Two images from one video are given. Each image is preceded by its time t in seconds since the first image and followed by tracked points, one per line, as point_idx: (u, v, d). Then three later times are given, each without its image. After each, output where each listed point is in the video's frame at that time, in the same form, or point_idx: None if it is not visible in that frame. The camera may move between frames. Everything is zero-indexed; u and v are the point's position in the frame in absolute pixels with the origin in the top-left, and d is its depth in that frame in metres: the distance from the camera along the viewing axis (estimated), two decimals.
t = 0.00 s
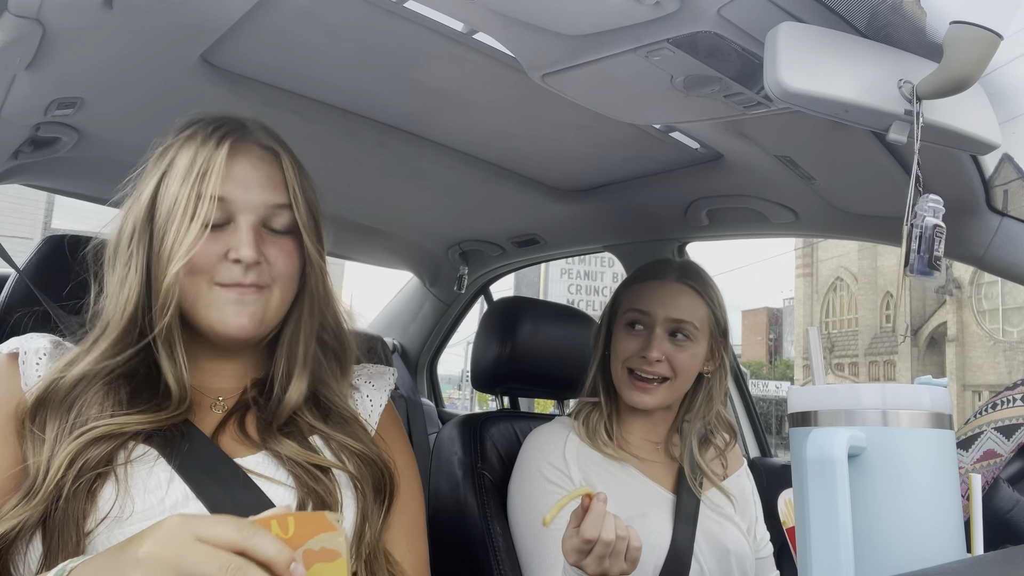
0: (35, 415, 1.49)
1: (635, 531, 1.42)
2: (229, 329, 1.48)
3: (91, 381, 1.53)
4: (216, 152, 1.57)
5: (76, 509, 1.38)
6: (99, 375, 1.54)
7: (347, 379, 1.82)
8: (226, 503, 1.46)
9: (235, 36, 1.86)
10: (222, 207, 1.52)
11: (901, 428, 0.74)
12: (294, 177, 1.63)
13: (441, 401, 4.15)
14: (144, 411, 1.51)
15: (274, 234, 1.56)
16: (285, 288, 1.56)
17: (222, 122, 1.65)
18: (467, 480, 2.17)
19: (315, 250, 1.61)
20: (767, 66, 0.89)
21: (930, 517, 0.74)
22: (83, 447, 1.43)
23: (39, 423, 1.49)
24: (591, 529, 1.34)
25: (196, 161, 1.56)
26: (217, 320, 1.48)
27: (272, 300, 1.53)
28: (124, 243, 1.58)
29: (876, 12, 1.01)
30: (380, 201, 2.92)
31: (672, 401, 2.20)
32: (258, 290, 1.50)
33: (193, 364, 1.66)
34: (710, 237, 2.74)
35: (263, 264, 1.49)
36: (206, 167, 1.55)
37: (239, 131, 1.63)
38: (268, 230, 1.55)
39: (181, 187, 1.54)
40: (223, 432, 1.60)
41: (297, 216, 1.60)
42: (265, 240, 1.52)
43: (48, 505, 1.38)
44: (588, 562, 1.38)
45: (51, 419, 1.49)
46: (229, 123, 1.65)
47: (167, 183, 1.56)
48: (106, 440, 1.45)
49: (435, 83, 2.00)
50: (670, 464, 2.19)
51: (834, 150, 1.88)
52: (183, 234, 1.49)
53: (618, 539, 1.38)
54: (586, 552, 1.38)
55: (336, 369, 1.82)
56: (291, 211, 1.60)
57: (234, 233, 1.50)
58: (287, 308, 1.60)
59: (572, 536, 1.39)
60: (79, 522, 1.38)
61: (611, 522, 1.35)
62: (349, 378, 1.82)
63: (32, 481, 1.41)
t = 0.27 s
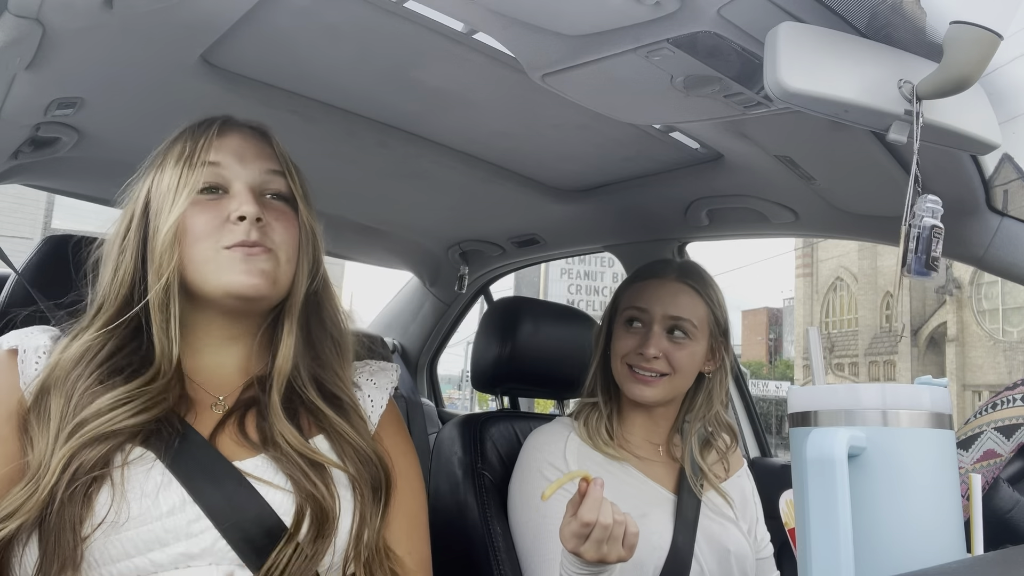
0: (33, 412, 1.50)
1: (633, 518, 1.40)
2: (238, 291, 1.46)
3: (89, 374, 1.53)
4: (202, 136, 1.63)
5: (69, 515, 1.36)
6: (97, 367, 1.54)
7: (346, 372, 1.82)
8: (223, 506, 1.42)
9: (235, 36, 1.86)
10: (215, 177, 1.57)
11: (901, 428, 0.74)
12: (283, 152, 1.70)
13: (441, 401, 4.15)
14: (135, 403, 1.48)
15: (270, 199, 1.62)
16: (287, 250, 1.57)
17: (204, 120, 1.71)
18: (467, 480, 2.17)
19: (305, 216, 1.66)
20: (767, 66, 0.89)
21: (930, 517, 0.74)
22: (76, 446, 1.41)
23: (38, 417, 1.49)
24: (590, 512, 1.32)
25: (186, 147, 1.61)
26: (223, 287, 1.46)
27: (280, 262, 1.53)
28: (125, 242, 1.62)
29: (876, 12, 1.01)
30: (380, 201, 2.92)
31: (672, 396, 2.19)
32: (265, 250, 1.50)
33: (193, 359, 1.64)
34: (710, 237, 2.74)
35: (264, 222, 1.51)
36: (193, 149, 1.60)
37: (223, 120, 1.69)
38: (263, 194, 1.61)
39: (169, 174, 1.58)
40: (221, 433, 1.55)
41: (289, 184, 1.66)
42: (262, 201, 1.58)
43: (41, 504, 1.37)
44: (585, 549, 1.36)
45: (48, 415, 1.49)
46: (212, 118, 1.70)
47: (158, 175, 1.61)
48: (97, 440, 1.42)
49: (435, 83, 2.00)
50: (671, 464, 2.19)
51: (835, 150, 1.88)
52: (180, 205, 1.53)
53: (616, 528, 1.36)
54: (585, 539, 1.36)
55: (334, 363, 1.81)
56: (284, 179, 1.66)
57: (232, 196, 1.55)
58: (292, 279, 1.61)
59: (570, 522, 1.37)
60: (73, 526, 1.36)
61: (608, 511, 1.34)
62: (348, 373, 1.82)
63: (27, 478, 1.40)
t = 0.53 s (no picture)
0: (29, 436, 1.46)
1: (630, 514, 1.40)
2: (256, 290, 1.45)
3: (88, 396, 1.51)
4: (205, 138, 1.62)
5: (71, 549, 1.33)
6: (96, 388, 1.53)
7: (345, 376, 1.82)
8: (221, 514, 1.41)
9: (235, 36, 1.86)
10: (223, 178, 1.57)
11: (901, 428, 0.74)
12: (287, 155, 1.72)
13: (441, 401, 4.15)
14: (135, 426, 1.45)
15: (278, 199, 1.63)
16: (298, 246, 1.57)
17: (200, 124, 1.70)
18: (467, 481, 2.17)
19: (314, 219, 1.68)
20: (767, 66, 0.89)
21: (930, 517, 0.74)
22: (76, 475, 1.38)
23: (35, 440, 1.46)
24: (588, 507, 1.33)
25: (187, 152, 1.60)
26: (236, 286, 1.45)
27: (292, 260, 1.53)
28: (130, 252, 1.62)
29: (876, 12, 1.01)
30: (380, 201, 2.92)
31: (671, 396, 2.19)
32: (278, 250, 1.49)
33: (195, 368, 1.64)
34: (710, 237, 2.74)
35: (276, 220, 1.52)
36: (195, 151, 1.59)
37: (224, 122, 1.69)
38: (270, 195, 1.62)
39: (167, 183, 1.57)
40: (220, 446, 1.53)
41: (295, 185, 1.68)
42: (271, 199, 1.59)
43: (40, 537, 1.33)
44: (583, 545, 1.37)
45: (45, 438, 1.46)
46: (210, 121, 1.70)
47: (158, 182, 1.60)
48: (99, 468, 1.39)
49: (435, 83, 2.00)
50: (672, 465, 2.19)
51: (835, 150, 1.88)
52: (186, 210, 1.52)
53: (614, 522, 1.37)
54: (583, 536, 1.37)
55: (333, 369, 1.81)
56: (290, 180, 1.68)
57: (242, 195, 1.55)
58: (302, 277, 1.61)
59: (567, 519, 1.37)
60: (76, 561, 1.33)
61: (605, 505, 1.34)
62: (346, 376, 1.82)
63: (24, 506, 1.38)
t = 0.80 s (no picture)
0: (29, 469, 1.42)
1: (629, 511, 1.40)
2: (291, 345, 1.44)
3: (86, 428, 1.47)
4: (244, 159, 1.53)
5: None
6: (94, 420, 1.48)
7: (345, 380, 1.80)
8: (218, 518, 1.44)
9: (235, 36, 1.86)
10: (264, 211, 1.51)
11: (901, 428, 0.74)
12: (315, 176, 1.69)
13: (441, 401, 4.15)
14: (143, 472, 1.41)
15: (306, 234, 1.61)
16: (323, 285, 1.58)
17: (222, 128, 1.60)
18: (467, 481, 2.17)
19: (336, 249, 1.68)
20: (767, 66, 0.89)
21: (930, 517, 0.74)
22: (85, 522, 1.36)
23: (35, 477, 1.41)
24: (588, 503, 1.33)
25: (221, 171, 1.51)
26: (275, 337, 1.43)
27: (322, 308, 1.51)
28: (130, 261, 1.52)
29: (876, 12, 1.01)
30: (379, 201, 2.92)
31: (671, 394, 2.19)
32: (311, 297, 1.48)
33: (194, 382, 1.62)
34: (710, 237, 2.74)
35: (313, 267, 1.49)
36: (234, 177, 1.50)
37: (254, 135, 1.60)
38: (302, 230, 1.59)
39: (197, 207, 1.48)
40: (214, 450, 1.57)
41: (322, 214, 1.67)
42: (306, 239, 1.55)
43: None
44: (583, 542, 1.36)
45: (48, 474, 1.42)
46: (235, 129, 1.60)
47: (183, 197, 1.50)
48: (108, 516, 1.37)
49: (435, 83, 2.00)
50: (672, 465, 2.19)
51: (835, 150, 1.88)
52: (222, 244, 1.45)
53: (614, 519, 1.37)
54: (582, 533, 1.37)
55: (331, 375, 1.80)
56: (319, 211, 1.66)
57: (281, 232, 1.51)
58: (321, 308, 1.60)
59: (567, 515, 1.37)
60: None
61: (604, 503, 1.34)
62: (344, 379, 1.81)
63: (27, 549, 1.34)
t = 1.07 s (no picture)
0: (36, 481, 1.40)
1: (629, 511, 1.40)
2: (281, 347, 1.44)
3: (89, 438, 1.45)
4: (247, 160, 1.55)
5: None
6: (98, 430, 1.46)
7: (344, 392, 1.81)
8: (216, 521, 1.45)
9: (235, 36, 1.86)
10: (261, 212, 1.52)
11: (901, 428, 0.74)
12: (320, 180, 1.69)
13: (441, 401, 4.15)
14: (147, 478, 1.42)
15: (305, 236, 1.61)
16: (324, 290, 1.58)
17: (228, 128, 1.63)
18: (467, 481, 2.17)
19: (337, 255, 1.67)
20: (767, 67, 0.89)
21: (930, 517, 0.74)
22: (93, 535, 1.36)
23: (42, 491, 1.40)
24: (586, 502, 1.33)
25: (221, 172, 1.53)
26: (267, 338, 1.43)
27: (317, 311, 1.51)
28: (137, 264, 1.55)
29: (876, 12, 1.01)
30: (379, 201, 2.92)
31: (671, 395, 2.18)
32: (307, 301, 1.48)
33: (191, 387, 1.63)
34: (710, 237, 2.75)
35: (310, 271, 1.49)
36: (233, 176, 1.53)
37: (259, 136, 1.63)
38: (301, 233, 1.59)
39: (197, 210, 1.50)
40: (213, 451, 1.59)
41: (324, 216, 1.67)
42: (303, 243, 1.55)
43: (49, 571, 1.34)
44: (582, 540, 1.37)
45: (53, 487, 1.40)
46: (239, 131, 1.62)
47: (185, 199, 1.52)
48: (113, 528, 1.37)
49: (435, 83, 2.00)
50: (674, 465, 2.19)
51: (835, 150, 1.88)
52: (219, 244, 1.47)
53: (613, 519, 1.37)
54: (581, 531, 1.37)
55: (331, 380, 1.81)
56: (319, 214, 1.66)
57: (277, 233, 1.52)
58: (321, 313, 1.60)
59: (566, 513, 1.37)
60: None
61: (604, 501, 1.35)
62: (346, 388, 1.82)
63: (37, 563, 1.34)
